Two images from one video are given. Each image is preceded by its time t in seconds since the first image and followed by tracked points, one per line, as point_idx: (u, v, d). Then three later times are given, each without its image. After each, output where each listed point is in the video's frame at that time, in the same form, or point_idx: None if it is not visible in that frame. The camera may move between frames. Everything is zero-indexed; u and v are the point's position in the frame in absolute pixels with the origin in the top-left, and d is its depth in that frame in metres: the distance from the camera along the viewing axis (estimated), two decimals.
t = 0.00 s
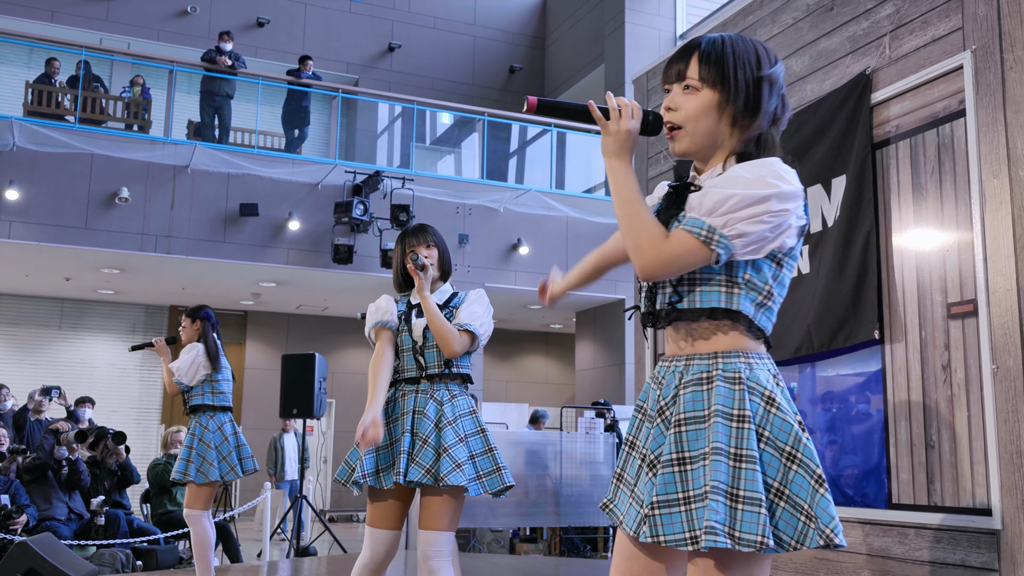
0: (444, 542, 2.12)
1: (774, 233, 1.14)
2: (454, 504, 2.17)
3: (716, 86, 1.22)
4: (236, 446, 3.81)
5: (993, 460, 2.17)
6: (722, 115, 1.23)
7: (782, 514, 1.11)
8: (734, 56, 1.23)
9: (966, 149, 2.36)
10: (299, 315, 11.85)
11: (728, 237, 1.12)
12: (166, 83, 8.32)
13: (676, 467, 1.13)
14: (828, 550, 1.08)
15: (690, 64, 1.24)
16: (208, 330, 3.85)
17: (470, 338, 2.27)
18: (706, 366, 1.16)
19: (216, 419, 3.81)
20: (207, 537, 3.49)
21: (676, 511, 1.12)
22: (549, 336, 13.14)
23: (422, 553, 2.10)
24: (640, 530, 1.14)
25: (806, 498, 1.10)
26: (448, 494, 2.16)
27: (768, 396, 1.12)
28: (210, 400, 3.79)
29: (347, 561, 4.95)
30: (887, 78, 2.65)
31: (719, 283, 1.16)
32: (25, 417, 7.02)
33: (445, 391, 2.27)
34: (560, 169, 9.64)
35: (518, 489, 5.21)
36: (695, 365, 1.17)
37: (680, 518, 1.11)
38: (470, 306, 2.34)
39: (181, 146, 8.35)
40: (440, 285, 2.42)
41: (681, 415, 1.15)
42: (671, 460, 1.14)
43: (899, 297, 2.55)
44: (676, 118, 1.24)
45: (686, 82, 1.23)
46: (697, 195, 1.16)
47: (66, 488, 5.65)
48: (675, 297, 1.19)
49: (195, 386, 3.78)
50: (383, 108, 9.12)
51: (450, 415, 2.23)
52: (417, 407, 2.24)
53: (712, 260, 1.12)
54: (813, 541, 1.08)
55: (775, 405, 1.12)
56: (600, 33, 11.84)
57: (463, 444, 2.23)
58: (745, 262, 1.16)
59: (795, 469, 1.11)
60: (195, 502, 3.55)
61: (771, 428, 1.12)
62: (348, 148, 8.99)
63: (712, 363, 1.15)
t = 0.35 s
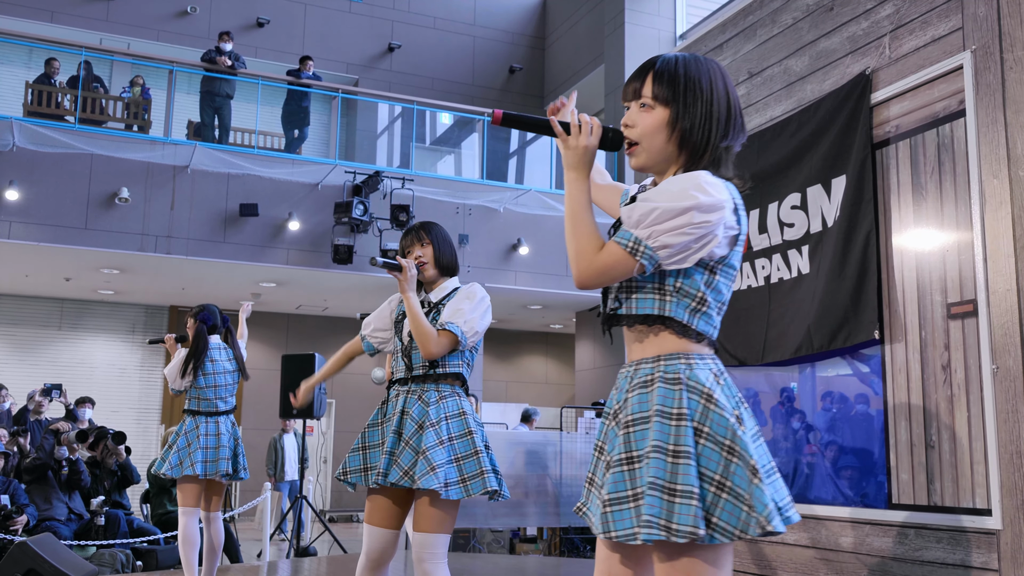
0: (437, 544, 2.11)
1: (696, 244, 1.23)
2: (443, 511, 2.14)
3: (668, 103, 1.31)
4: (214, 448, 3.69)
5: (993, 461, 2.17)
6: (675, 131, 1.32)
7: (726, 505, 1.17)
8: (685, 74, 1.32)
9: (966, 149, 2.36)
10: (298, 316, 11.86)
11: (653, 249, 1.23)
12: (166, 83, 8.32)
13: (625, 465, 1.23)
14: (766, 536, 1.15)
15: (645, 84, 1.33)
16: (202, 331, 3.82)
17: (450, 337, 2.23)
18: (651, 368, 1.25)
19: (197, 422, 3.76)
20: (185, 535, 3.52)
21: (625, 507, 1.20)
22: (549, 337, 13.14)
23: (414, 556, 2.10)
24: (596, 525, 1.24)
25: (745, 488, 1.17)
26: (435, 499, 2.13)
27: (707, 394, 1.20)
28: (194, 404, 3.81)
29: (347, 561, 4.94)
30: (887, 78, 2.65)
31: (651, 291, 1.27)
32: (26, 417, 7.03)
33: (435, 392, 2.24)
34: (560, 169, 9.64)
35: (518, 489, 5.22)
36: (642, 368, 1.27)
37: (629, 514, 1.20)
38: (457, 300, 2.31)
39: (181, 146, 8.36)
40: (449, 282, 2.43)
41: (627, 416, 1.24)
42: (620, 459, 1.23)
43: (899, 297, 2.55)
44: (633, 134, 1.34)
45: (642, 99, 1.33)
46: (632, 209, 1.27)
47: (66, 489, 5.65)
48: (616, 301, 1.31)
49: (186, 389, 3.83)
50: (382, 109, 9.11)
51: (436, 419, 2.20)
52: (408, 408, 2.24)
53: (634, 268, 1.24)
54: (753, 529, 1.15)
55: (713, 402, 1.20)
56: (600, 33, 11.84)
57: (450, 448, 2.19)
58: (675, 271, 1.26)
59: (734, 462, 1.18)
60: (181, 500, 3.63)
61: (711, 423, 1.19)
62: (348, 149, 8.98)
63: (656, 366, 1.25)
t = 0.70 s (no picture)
0: (414, 548, 2.08)
1: (654, 265, 1.30)
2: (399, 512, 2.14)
3: (642, 132, 1.39)
4: (216, 455, 3.69)
5: (993, 461, 2.17)
6: (647, 157, 1.39)
7: (628, 526, 1.24)
8: (659, 102, 1.39)
9: (966, 149, 2.36)
10: (298, 316, 11.86)
11: (612, 272, 1.30)
12: (166, 84, 8.32)
13: (559, 473, 1.33)
14: (653, 564, 1.20)
15: (621, 112, 1.41)
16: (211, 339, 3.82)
17: (405, 343, 2.22)
18: (602, 387, 1.34)
19: (201, 427, 3.76)
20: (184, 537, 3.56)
21: (548, 509, 1.30)
22: (548, 337, 13.14)
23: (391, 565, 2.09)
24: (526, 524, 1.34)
25: (645, 515, 1.23)
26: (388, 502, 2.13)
27: (637, 419, 1.27)
28: (198, 410, 3.81)
29: (348, 561, 4.94)
30: (886, 78, 2.65)
31: (615, 310, 1.35)
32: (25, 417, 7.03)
33: (402, 395, 2.28)
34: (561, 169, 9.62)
35: (518, 489, 5.22)
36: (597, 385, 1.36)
37: (548, 517, 1.30)
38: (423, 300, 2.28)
39: (181, 146, 8.36)
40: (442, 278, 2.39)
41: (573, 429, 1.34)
42: (558, 468, 1.33)
43: (899, 297, 2.55)
44: (610, 159, 1.42)
45: (619, 127, 1.41)
46: (597, 233, 1.34)
47: (66, 489, 5.65)
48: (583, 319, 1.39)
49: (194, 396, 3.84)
50: (382, 109, 9.12)
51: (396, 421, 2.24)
52: (382, 408, 2.31)
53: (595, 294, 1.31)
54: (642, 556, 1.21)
55: (639, 429, 1.26)
56: (600, 33, 11.84)
57: (406, 449, 2.20)
58: (635, 291, 1.33)
59: (643, 489, 1.24)
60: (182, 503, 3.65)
61: (633, 447, 1.26)
62: (347, 149, 8.96)
63: (605, 385, 1.34)
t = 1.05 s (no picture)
0: (413, 549, 2.11)
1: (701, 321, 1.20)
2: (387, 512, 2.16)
3: (655, 176, 1.33)
4: (213, 462, 3.68)
5: (992, 461, 2.17)
6: (663, 202, 1.32)
7: None
8: (674, 145, 1.33)
9: (965, 149, 2.36)
10: (298, 316, 11.86)
11: (669, 331, 1.18)
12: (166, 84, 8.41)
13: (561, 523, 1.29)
14: None
15: (637, 159, 1.36)
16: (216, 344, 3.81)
17: (390, 350, 2.24)
18: (611, 443, 1.29)
19: (202, 432, 3.74)
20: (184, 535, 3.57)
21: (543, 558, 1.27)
22: (548, 336, 13.13)
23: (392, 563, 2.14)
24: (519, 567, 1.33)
25: None
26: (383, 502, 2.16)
27: (641, 485, 1.22)
28: (200, 413, 3.78)
29: (348, 562, 4.93)
30: (886, 78, 2.65)
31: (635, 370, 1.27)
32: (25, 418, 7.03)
33: (394, 394, 2.29)
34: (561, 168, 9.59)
35: (518, 489, 5.22)
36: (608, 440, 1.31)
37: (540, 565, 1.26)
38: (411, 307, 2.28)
39: (180, 146, 8.42)
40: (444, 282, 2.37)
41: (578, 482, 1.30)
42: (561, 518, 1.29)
43: (898, 297, 2.55)
44: (627, 207, 1.36)
45: (635, 175, 1.35)
46: (635, 299, 1.21)
47: (66, 489, 5.65)
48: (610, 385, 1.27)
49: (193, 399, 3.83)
50: (382, 109, 9.22)
51: (382, 420, 2.25)
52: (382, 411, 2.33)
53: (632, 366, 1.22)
54: None
55: (643, 495, 1.21)
56: (600, 33, 11.84)
57: (386, 449, 2.21)
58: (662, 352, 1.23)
59: (640, 559, 1.18)
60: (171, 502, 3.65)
61: (632, 511, 1.21)
62: (346, 150, 9.05)
63: (614, 442, 1.28)
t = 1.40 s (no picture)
0: (436, 547, 2.11)
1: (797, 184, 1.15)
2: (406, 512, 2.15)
3: (680, 91, 1.26)
4: (211, 451, 3.68)
5: (991, 461, 2.16)
6: (691, 116, 1.25)
7: (808, 501, 1.09)
8: (698, 56, 1.26)
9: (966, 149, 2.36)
10: (298, 316, 11.86)
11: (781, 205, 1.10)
12: (166, 84, 8.40)
13: (698, 477, 1.18)
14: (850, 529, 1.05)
15: (659, 75, 1.29)
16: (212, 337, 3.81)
17: (393, 348, 2.24)
18: (709, 372, 1.20)
19: (199, 426, 3.75)
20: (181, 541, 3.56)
21: (701, 521, 1.15)
22: (548, 336, 13.14)
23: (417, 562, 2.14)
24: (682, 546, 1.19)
25: (818, 481, 1.08)
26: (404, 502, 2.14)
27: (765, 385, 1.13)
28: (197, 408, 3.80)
29: (349, 562, 4.93)
30: (886, 79, 2.65)
31: (711, 295, 1.19)
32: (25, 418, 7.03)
33: (401, 395, 2.28)
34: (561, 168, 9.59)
35: (518, 489, 5.22)
36: (702, 374, 1.22)
37: (705, 527, 1.15)
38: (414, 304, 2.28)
39: (181, 146, 8.41)
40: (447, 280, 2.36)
41: (696, 425, 1.20)
42: (693, 472, 1.19)
43: (898, 296, 2.56)
44: (655, 125, 1.29)
45: (657, 92, 1.29)
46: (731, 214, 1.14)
47: (65, 488, 5.66)
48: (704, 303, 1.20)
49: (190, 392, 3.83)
50: (382, 109, 9.22)
51: (392, 420, 2.24)
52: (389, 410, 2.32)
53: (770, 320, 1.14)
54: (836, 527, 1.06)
55: (772, 394, 1.12)
56: (600, 34, 11.84)
57: (400, 448, 2.19)
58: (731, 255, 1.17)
59: (805, 455, 1.09)
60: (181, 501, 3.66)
61: (774, 418, 1.12)
62: (347, 150, 9.06)
63: (713, 368, 1.19)
